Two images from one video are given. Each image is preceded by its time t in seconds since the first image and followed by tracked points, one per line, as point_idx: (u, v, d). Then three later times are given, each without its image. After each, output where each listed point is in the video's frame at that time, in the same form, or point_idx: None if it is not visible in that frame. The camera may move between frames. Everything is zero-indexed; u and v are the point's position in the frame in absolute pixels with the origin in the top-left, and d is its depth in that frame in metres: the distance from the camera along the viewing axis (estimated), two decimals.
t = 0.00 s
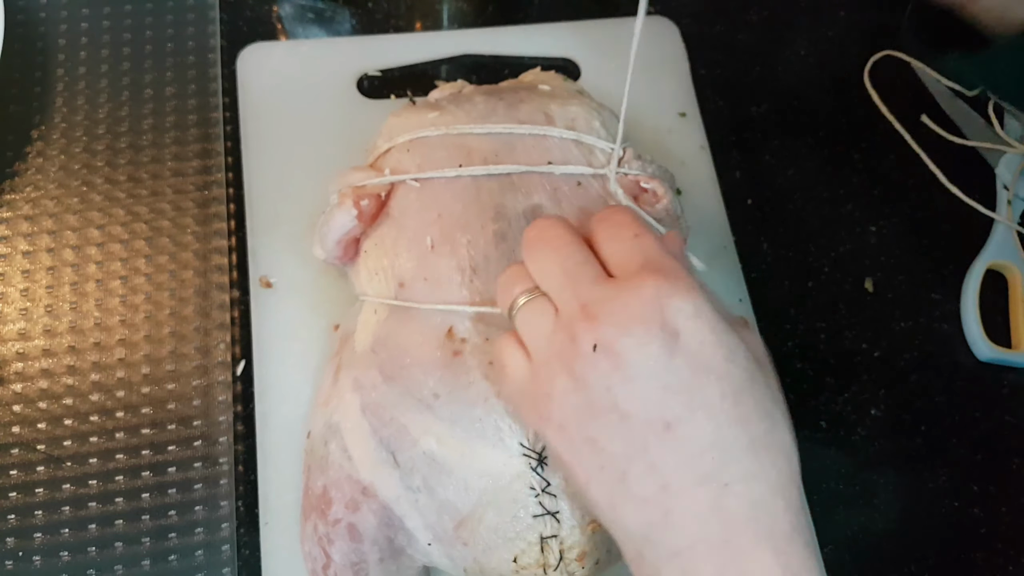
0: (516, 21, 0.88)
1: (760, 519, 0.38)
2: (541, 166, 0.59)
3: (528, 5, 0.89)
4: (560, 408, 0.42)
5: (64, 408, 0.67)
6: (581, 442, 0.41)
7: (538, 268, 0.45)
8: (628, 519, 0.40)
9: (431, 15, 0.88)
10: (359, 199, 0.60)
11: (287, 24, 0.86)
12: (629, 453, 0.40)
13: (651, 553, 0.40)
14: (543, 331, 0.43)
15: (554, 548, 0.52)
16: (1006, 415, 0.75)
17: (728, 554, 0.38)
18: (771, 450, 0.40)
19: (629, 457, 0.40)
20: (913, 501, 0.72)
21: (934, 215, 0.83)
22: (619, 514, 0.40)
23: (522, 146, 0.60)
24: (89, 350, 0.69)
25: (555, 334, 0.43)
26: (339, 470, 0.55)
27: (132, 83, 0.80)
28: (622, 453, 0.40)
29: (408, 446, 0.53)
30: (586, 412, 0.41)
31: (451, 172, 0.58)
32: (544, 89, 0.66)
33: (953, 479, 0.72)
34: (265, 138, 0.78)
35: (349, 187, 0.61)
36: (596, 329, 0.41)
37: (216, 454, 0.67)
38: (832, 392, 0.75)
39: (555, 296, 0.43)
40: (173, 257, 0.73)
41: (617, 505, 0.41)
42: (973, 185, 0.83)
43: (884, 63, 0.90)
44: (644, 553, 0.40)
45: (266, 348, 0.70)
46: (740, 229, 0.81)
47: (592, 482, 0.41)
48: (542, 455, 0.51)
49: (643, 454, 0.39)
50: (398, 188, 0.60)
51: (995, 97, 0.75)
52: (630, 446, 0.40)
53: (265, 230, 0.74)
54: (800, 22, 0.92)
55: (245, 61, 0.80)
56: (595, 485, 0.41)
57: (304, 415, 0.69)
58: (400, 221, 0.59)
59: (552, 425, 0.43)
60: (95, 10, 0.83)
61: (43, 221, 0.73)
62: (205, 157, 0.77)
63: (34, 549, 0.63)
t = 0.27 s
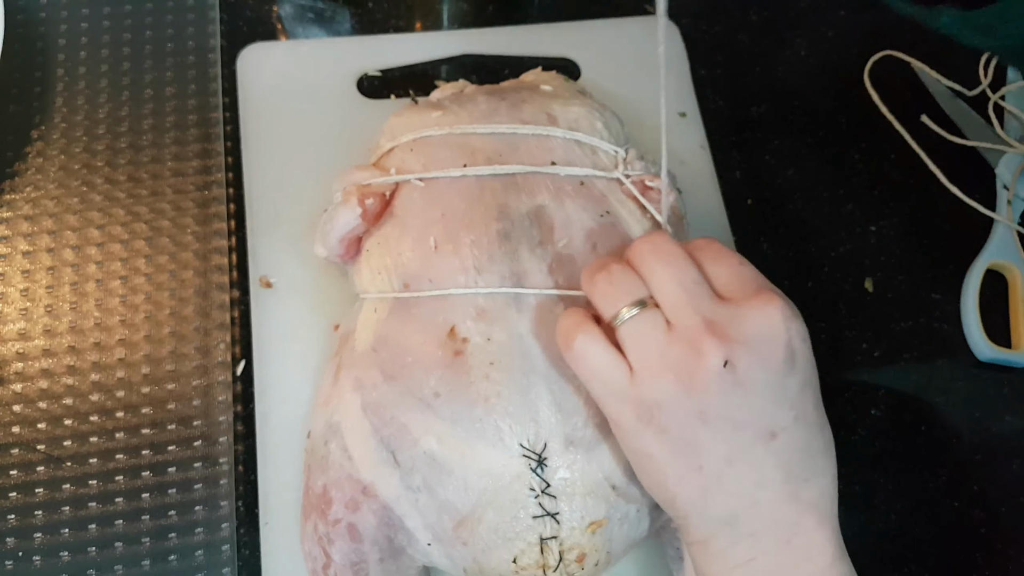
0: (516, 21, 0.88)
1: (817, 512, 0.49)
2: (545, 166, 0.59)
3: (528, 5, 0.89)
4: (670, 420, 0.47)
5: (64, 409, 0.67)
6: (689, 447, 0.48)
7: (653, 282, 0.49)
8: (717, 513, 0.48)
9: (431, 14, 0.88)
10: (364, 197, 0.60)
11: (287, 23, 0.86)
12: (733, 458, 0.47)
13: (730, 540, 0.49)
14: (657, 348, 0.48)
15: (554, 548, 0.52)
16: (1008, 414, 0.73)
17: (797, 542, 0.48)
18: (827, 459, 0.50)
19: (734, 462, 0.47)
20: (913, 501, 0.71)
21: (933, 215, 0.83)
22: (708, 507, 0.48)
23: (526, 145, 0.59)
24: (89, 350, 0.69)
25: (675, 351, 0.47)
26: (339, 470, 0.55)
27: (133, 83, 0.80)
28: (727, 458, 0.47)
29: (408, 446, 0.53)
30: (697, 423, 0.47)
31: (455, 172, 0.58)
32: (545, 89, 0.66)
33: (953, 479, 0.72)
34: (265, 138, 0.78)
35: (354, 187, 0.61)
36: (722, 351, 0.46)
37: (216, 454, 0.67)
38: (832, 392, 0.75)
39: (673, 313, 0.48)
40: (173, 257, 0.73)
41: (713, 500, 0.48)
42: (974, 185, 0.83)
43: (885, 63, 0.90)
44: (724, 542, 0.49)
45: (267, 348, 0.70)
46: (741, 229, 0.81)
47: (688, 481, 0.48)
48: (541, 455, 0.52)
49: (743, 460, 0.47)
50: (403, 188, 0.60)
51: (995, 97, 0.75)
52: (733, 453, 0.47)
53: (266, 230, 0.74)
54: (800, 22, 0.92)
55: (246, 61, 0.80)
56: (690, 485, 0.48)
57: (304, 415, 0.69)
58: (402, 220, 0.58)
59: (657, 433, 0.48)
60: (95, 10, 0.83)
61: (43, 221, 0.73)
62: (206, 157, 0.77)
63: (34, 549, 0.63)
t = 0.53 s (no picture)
0: (516, 22, 0.88)
1: (796, 478, 0.50)
2: (540, 166, 0.59)
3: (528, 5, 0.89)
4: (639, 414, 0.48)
5: (64, 409, 0.67)
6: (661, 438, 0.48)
7: (607, 278, 0.50)
8: (696, 493, 0.49)
9: (431, 14, 0.88)
10: (359, 197, 0.60)
11: (287, 24, 0.86)
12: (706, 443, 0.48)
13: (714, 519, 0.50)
14: (615, 347, 0.47)
15: (552, 549, 0.52)
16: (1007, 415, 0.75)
17: (777, 514, 0.49)
18: (799, 424, 0.50)
19: (706, 448, 0.48)
20: (913, 502, 0.71)
21: (933, 215, 0.83)
22: (687, 488, 0.49)
23: (522, 145, 0.60)
24: (89, 350, 0.69)
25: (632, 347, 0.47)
26: (338, 470, 0.55)
27: (132, 83, 0.80)
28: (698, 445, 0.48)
29: (406, 447, 0.53)
30: (667, 413, 0.48)
31: (450, 171, 0.58)
32: (544, 89, 0.66)
33: (952, 480, 0.72)
34: (265, 139, 0.78)
35: (348, 185, 0.61)
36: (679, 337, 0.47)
37: (216, 454, 0.67)
38: (832, 392, 0.75)
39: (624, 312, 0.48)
40: (173, 257, 0.73)
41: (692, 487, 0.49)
42: (974, 185, 0.83)
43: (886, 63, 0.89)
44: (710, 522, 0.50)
45: (267, 349, 0.70)
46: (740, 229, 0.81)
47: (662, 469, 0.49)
48: (537, 456, 0.52)
49: (716, 439, 0.48)
50: (397, 187, 0.60)
51: (995, 97, 0.75)
52: (704, 436, 0.48)
53: (266, 231, 0.74)
54: (800, 22, 0.92)
55: (246, 61, 0.80)
56: (666, 471, 0.49)
57: (304, 415, 0.69)
58: (398, 219, 0.58)
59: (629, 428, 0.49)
60: (95, 10, 0.83)
61: (43, 221, 0.73)
62: (205, 157, 0.77)
63: (34, 549, 0.63)
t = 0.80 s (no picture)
0: (516, 22, 0.88)
1: (803, 479, 0.49)
2: (545, 167, 0.59)
3: (528, 5, 0.89)
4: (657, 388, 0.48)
5: (64, 409, 0.67)
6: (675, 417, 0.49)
7: (637, 255, 0.50)
8: (700, 482, 0.49)
9: (431, 14, 0.88)
10: (365, 197, 0.60)
11: (287, 23, 0.86)
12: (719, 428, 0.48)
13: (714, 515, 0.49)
14: (641, 322, 0.48)
15: (552, 549, 0.53)
16: (1005, 414, 0.75)
17: (782, 514, 0.48)
18: (810, 427, 0.50)
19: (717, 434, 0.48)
20: (912, 502, 0.71)
21: (932, 216, 0.83)
22: (691, 474, 0.49)
23: (527, 147, 0.60)
24: (89, 350, 0.69)
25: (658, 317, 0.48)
26: (338, 470, 0.55)
27: (133, 83, 0.80)
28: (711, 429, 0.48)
29: (407, 447, 0.53)
30: (684, 388, 0.48)
31: (455, 171, 0.58)
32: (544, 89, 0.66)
33: (953, 480, 0.72)
34: (265, 138, 0.78)
35: (355, 185, 0.61)
36: (705, 315, 0.48)
37: (216, 454, 0.67)
38: (832, 392, 0.75)
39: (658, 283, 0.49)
40: (173, 257, 0.73)
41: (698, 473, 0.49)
42: (973, 185, 0.83)
43: (886, 63, 0.89)
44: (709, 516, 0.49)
45: (267, 348, 0.70)
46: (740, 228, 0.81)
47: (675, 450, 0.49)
48: (538, 456, 0.52)
49: (728, 427, 0.48)
50: (402, 186, 0.60)
51: (995, 97, 0.75)
52: (716, 419, 0.48)
53: (266, 230, 0.74)
54: (800, 22, 0.92)
55: (245, 60, 0.80)
56: (675, 452, 0.49)
57: (304, 415, 0.69)
58: (401, 219, 0.58)
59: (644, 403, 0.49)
60: (95, 10, 0.83)
61: (43, 221, 0.73)
62: (206, 157, 0.77)
63: (34, 549, 0.63)
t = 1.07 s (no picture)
0: (516, 22, 0.88)
1: (791, 437, 0.43)
2: (540, 166, 0.59)
3: (528, 5, 0.89)
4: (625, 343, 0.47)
5: (64, 409, 0.67)
6: (641, 372, 0.46)
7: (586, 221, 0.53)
8: (664, 444, 0.45)
9: (431, 15, 0.88)
10: (359, 197, 0.60)
11: (287, 24, 0.86)
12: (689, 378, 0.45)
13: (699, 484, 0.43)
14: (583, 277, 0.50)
15: (552, 548, 0.52)
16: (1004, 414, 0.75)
17: (768, 475, 0.42)
18: (800, 383, 0.45)
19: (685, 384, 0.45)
20: (913, 502, 0.71)
21: (932, 216, 0.83)
22: (653, 436, 0.45)
23: (522, 146, 0.60)
24: (89, 350, 0.69)
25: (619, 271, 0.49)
26: (337, 470, 0.55)
27: (133, 83, 0.80)
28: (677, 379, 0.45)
29: (406, 446, 0.53)
30: (646, 340, 0.46)
31: (450, 171, 0.58)
32: (544, 89, 0.66)
33: (953, 480, 0.72)
34: (265, 139, 0.78)
35: (349, 185, 0.61)
36: (664, 264, 0.48)
37: (216, 454, 0.67)
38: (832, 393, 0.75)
39: (606, 239, 0.51)
40: (173, 257, 0.73)
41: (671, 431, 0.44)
42: (973, 185, 0.83)
43: (886, 63, 0.89)
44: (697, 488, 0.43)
45: (267, 348, 0.70)
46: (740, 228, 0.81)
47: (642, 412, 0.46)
48: (537, 455, 0.52)
49: (689, 377, 0.45)
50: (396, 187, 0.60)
51: (995, 97, 0.75)
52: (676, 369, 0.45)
53: (266, 231, 0.74)
54: (800, 22, 0.92)
55: (245, 60, 0.80)
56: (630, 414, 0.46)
57: (304, 415, 0.69)
58: (398, 220, 0.58)
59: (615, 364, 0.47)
60: (95, 10, 0.83)
61: (44, 221, 0.73)
62: (205, 157, 0.77)
63: (34, 549, 0.63)
